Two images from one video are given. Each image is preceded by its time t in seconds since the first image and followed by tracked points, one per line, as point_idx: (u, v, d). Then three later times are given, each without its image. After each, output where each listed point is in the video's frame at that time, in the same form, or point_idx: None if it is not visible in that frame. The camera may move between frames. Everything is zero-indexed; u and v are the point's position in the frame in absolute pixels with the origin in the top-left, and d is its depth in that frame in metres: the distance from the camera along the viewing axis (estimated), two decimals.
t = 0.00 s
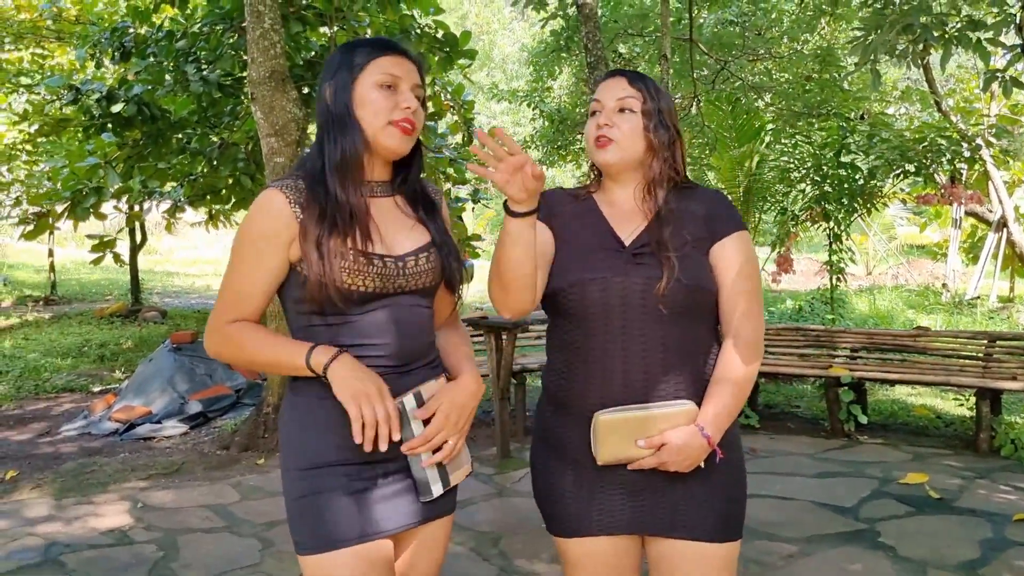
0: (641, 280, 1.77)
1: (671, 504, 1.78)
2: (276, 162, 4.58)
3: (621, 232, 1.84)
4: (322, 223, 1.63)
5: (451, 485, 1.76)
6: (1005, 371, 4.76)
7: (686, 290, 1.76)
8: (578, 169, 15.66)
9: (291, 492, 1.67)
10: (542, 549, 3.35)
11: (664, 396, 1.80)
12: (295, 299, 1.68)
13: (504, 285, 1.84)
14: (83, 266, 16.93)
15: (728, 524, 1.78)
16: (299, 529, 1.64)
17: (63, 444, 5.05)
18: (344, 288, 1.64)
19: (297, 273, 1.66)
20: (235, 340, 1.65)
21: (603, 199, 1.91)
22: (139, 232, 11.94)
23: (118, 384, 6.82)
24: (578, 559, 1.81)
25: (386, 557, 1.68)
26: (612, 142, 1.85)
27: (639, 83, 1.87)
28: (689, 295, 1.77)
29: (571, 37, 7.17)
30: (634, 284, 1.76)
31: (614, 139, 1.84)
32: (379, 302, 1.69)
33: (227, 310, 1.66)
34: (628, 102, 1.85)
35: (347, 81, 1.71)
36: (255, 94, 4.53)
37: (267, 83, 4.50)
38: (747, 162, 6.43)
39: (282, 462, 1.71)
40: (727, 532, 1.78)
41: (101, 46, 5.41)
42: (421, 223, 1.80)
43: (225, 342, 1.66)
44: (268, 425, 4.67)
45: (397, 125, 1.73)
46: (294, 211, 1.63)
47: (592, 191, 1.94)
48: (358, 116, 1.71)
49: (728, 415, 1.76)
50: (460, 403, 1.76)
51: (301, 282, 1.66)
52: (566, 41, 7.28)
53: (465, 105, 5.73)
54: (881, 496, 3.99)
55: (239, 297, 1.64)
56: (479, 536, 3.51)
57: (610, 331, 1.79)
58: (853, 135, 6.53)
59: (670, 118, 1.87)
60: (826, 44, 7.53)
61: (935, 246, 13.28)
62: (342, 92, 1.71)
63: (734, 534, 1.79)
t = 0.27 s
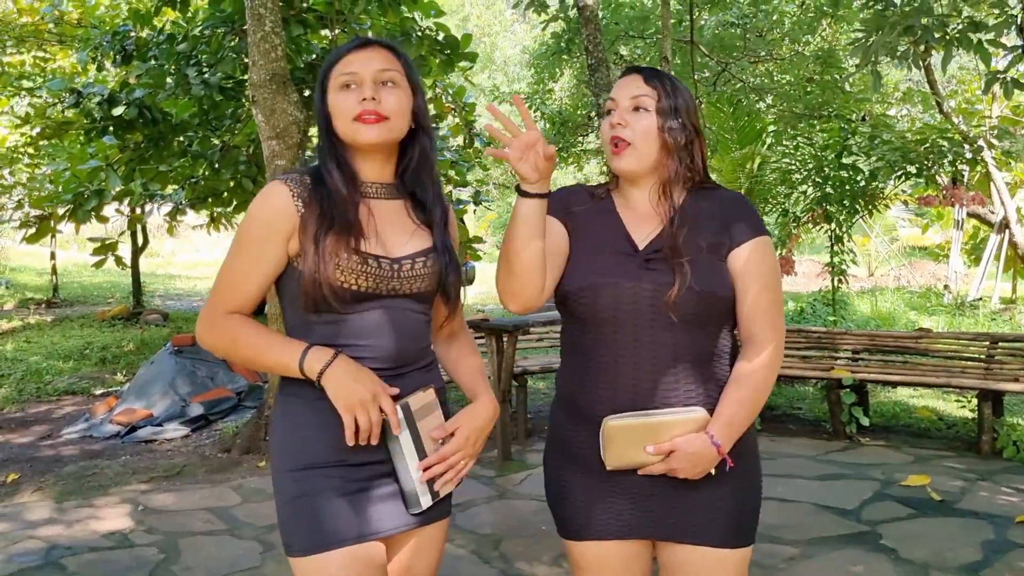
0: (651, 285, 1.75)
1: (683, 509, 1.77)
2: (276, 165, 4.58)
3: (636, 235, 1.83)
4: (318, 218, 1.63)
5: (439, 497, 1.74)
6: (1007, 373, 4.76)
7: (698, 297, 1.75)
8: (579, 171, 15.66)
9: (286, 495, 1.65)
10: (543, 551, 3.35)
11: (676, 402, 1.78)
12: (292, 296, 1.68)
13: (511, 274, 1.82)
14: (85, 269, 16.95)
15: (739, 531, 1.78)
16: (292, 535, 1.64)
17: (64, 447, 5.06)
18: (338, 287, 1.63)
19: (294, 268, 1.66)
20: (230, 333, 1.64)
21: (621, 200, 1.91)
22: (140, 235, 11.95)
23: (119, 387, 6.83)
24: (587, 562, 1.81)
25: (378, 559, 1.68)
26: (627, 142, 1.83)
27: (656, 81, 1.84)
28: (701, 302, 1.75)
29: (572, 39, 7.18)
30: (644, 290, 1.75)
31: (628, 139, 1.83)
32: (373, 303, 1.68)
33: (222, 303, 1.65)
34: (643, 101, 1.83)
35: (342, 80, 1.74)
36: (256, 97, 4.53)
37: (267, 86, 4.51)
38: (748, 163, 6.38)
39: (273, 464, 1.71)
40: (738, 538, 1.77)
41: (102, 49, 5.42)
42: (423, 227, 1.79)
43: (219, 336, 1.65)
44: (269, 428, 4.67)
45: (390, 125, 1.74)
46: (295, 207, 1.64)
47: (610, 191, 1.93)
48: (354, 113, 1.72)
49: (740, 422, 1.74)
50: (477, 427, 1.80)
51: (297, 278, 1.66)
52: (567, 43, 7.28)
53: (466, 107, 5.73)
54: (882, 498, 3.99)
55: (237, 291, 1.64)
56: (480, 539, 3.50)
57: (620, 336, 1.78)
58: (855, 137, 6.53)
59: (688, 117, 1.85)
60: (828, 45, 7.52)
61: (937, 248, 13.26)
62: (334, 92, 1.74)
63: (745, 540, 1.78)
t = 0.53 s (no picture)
0: (663, 292, 1.72)
1: (698, 517, 1.74)
2: (277, 167, 4.58)
3: (648, 235, 1.79)
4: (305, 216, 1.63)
5: (430, 512, 1.70)
6: (1010, 372, 4.76)
7: (711, 302, 1.72)
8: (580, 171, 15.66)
9: (282, 492, 1.63)
10: (545, 553, 3.34)
11: (691, 410, 1.76)
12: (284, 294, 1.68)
13: (533, 288, 1.85)
14: (87, 271, 16.96)
15: (755, 538, 1.74)
16: (287, 533, 1.61)
17: (65, 448, 5.06)
18: (320, 286, 1.62)
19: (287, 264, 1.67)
20: (224, 331, 1.64)
21: (636, 199, 1.87)
22: (142, 237, 11.96)
23: (121, 388, 6.84)
24: (600, 566, 1.80)
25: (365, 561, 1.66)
26: (642, 138, 1.79)
27: (672, 76, 1.80)
28: (714, 306, 1.72)
29: (572, 41, 7.18)
30: (656, 296, 1.72)
31: (642, 134, 1.79)
32: (357, 303, 1.65)
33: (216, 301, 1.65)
34: (658, 96, 1.80)
35: (340, 79, 1.74)
36: (257, 98, 4.53)
37: (268, 87, 4.50)
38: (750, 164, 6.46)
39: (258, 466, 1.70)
40: (754, 546, 1.74)
41: (103, 51, 5.43)
42: (421, 230, 1.76)
43: (212, 334, 1.65)
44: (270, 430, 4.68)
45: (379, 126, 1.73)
46: (286, 203, 1.65)
47: (626, 189, 1.90)
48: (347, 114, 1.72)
49: (758, 430, 1.70)
50: (463, 439, 1.76)
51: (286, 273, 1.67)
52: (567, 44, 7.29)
53: (466, 108, 5.73)
54: (884, 499, 3.98)
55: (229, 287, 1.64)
56: (481, 540, 3.50)
57: (632, 341, 1.75)
58: (856, 137, 6.53)
59: (704, 113, 1.81)
60: (829, 45, 7.52)
61: (938, 248, 13.26)
62: (333, 91, 1.75)
63: (761, 547, 1.76)
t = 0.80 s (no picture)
0: (671, 293, 1.70)
1: (709, 521, 1.73)
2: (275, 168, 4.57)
3: (655, 236, 1.77)
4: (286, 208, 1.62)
5: None
6: (1009, 373, 4.75)
7: (721, 303, 1.70)
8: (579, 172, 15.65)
9: (266, 490, 1.57)
10: (545, 554, 3.33)
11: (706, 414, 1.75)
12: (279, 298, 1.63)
13: (543, 300, 1.84)
14: (85, 273, 16.94)
15: (766, 544, 1.73)
16: (274, 532, 1.56)
17: (63, 451, 5.05)
18: (291, 278, 1.59)
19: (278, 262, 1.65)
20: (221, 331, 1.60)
21: (643, 197, 1.85)
22: (140, 239, 11.95)
23: (119, 390, 6.82)
24: (607, 567, 1.78)
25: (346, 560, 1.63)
26: (649, 133, 1.78)
27: (680, 70, 1.80)
28: (723, 306, 1.70)
29: (571, 41, 7.17)
30: (663, 297, 1.71)
31: (650, 127, 1.78)
32: (332, 296, 1.60)
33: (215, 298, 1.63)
34: (668, 89, 1.79)
35: (329, 72, 1.72)
36: (254, 99, 4.49)
37: (266, 89, 4.47)
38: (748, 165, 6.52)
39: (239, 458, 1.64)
40: (764, 552, 1.73)
41: (100, 53, 5.42)
42: (406, 225, 1.69)
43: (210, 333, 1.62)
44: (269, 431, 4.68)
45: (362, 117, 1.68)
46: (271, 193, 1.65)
47: (635, 186, 1.89)
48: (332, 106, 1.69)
49: (774, 431, 1.68)
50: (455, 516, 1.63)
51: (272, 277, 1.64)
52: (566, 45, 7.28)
53: (465, 109, 5.72)
54: (884, 500, 3.97)
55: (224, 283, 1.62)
56: (481, 542, 3.49)
57: (640, 343, 1.73)
58: (854, 137, 6.53)
59: (714, 107, 1.80)
60: (827, 46, 7.52)
61: (937, 248, 13.26)
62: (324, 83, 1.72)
63: (772, 553, 1.74)
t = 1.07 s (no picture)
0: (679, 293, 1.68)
1: (720, 524, 1.68)
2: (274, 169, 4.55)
3: (666, 235, 1.75)
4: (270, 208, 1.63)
5: None
6: (1010, 373, 4.74)
7: (730, 303, 1.66)
8: (578, 173, 15.63)
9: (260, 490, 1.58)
10: (544, 556, 3.32)
11: (721, 415, 1.71)
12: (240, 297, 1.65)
13: (557, 300, 1.84)
14: (84, 275, 16.91)
15: (776, 550, 1.67)
16: (272, 534, 1.57)
17: (61, 453, 5.03)
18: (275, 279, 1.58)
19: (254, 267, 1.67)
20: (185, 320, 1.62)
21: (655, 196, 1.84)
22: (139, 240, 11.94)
23: (117, 392, 6.81)
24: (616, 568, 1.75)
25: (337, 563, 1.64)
26: (663, 130, 1.76)
27: (691, 66, 1.77)
28: (731, 306, 1.67)
29: (569, 42, 7.17)
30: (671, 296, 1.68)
31: (664, 125, 1.75)
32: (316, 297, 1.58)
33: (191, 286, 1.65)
34: (680, 86, 1.76)
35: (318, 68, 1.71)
36: (252, 100, 4.48)
37: (264, 89, 4.46)
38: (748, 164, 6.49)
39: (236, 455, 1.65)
40: (774, 558, 1.68)
41: (98, 54, 5.41)
42: (391, 222, 1.67)
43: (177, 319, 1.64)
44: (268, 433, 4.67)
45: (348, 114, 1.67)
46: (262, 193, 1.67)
47: (648, 185, 1.86)
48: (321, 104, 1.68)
49: (782, 435, 1.62)
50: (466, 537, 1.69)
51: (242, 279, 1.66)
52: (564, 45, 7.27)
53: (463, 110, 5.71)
54: (885, 500, 3.96)
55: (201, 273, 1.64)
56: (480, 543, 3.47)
57: (649, 343, 1.72)
58: (854, 137, 6.52)
59: (726, 103, 1.77)
60: (827, 46, 7.51)
61: (937, 248, 13.26)
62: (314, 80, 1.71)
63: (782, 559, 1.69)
